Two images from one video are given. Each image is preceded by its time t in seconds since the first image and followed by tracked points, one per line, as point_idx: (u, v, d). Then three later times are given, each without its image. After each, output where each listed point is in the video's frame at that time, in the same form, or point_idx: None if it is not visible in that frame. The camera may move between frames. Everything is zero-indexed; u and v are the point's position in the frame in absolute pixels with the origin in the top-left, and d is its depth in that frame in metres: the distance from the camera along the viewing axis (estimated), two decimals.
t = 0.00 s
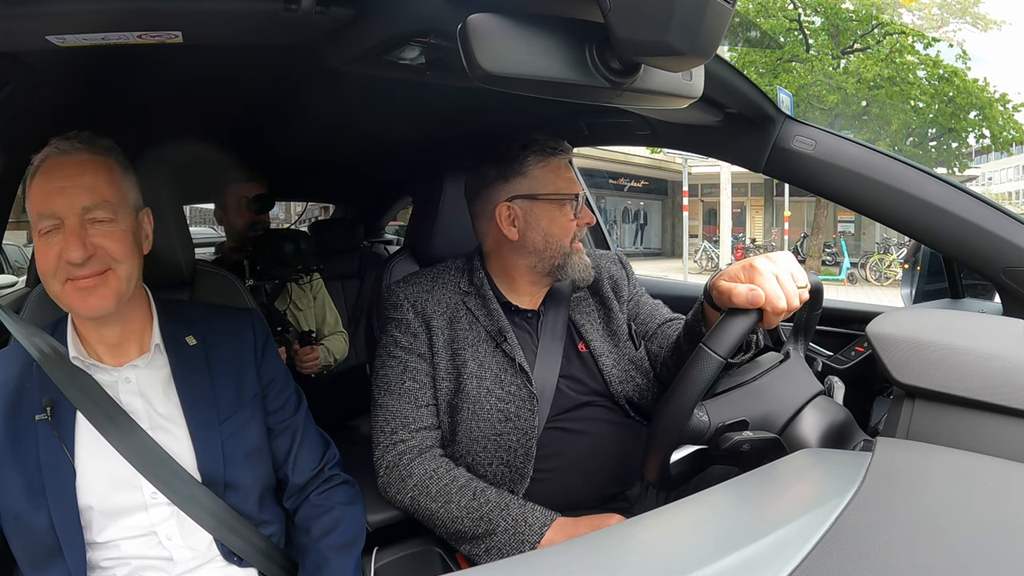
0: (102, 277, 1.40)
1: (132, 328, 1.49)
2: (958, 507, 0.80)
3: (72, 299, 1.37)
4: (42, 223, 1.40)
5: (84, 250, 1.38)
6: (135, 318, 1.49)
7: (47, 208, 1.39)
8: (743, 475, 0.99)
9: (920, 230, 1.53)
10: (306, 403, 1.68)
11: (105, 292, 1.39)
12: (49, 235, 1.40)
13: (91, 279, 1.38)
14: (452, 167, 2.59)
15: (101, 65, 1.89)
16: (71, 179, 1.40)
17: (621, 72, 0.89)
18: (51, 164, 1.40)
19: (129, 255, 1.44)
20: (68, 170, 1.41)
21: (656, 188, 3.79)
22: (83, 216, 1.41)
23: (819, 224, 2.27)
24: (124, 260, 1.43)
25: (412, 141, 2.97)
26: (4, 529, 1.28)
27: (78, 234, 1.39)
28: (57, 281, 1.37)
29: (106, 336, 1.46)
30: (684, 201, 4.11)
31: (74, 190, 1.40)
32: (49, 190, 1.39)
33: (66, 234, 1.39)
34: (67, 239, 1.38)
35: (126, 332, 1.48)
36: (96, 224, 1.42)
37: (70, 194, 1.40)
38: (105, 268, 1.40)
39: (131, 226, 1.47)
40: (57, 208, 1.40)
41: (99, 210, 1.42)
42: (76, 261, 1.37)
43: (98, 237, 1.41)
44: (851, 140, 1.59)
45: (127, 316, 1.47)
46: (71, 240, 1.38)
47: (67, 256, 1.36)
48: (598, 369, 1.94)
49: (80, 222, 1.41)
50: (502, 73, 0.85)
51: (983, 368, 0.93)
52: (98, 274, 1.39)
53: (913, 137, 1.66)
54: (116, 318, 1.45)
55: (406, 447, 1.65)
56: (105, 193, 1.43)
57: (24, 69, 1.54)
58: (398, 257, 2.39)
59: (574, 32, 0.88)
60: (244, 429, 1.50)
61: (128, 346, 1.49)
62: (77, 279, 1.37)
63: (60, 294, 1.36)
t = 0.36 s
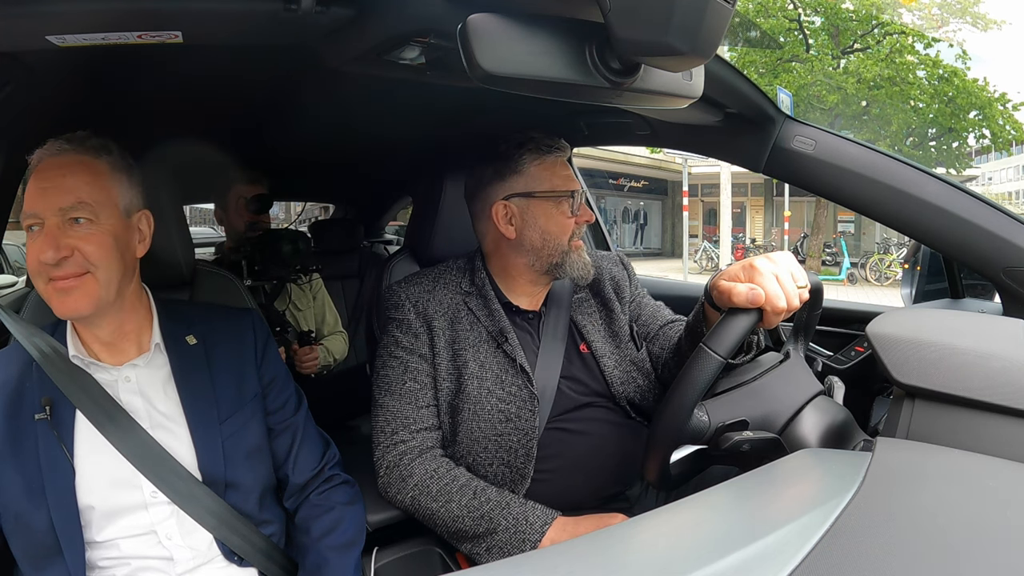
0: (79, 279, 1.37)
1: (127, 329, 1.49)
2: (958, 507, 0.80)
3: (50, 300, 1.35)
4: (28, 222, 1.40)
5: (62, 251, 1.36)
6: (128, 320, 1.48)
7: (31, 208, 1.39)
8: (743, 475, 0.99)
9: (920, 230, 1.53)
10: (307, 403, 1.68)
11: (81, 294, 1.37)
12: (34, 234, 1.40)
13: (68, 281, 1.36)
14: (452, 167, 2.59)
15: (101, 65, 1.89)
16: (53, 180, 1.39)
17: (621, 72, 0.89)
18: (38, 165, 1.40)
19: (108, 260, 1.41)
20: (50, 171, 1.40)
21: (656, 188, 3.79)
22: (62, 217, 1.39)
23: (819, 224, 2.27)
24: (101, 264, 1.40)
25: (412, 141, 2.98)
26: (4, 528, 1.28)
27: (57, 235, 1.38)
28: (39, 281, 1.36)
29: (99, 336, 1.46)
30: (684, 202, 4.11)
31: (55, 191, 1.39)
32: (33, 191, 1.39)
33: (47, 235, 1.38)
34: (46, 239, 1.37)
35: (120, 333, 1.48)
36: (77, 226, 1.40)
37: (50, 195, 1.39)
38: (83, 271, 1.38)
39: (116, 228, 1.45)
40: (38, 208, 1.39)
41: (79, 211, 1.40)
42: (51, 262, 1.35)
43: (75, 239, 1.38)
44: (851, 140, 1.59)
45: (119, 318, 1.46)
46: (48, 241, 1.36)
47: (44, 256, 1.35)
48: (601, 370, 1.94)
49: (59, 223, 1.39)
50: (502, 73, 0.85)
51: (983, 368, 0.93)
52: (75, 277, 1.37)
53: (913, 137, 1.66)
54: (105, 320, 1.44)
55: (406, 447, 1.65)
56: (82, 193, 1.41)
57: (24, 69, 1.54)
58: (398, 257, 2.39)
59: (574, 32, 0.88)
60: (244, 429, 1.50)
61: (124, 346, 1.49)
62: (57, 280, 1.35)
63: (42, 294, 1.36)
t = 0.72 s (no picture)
0: (83, 281, 1.38)
1: (127, 329, 1.49)
2: (957, 508, 0.80)
3: (53, 301, 1.35)
4: (30, 223, 1.40)
5: (65, 253, 1.36)
6: (128, 321, 1.48)
7: (33, 208, 1.39)
8: (743, 475, 0.99)
9: (919, 230, 1.54)
10: (307, 403, 1.68)
11: (85, 296, 1.37)
12: (36, 235, 1.40)
13: (72, 282, 1.36)
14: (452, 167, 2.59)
15: (100, 65, 1.89)
16: (56, 181, 1.39)
17: (621, 72, 0.89)
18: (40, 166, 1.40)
19: (112, 261, 1.42)
20: (52, 172, 1.40)
21: (656, 188, 3.79)
22: (66, 219, 1.40)
23: (820, 224, 2.26)
24: (105, 265, 1.40)
25: (411, 141, 2.97)
26: (4, 528, 1.28)
27: (60, 236, 1.38)
28: (42, 282, 1.36)
29: (100, 336, 1.46)
30: (684, 202, 4.11)
31: (57, 192, 1.39)
32: (35, 192, 1.39)
33: (49, 236, 1.38)
34: (49, 241, 1.37)
35: (120, 333, 1.48)
36: (80, 227, 1.40)
37: (52, 196, 1.39)
38: (86, 272, 1.38)
39: (119, 229, 1.45)
40: (41, 209, 1.39)
41: (83, 213, 1.41)
42: (55, 263, 1.35)
43: (79, 240, 1.39)
44: (851, 140, 1.59)
45: (119, 318, 1.46)
46: (51, 242, 1.37)
47: (48, 257, 1.35)
48: (601, 370, 1.94)
49: (62, 224, 1.39)
50: (502, 73, 0.85)
51: (983, 368, 0.93)
52: (79, 278, 1.37)
53: (913, 137, 1.66)
54: (106, 320, 1.44)
55: (406, 447, 1.65)
56: (86, 195, 1.41)
57: (24, 69, 1.54)
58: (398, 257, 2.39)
59: (574, 32, 0.88)
60: (244, 428, 1.50)
61: (124, 346, 1.49)
62: (59, 280, 1.36)
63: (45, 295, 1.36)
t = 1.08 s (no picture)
0: (106, 276, 1.40)
1: (131, 329, 1.49)
2: (957, 508, 0.80)
3: (74, 293, 1.37)
4: (49, 216, 1.40)
5: (93, 247, 1.38)
6: (133, 320, 1.49)
7: (56, 200, 1.39)
8: (743, 475, 0.99)
9: (920, 230, 1.53)
10: (307, 402, 1.67)
11: (107, 291, 1.39)
12: (55, 228, 1.40)
13: (95, 277, 1.38)
14: (452, 167, 2.59)
15: (100, 65, 1.89)
16: (86, 175, 1.41)
17: (621, 72, 0.89)
18: (67, 159, 1.41)
19: (135, 258, 1.45)
20: (81, 166, 1.41)
21: (656, 188, 3.78)
22: (92, 213, 1.42)
23: (821, 224, 2.26)
24: (129, 261, 1.43)
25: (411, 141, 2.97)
26: (4, 528, 1.28)
27: (87, 230, 1.40)
28: (59, 274, 1.37)
29: (104, 334, 1.46)
30: (684, 202, 4.11)
31: (86, 186, 1.40)
32: (62, 184, 1.39)
33: (74, 229, 1.39)
34: (76, 234, 1.39)
35: (124, 332, 1.48)
36: (106, 222, 1.43)
37: (82, 189, 1.40)
38: (110, 267, 1.40)
39: (139, 227, 1.49)
40: (67, 202, 1.40)
41: (110, 208, 1.43)
42: (83, 257, 1.37)
43: (106, 235, 1.41)
44: (851, 140, 1.59)
45: (125, 317, 1.47)
46: (78, 236, 1.38)
47: (76, 251, 1.37)
48: (600, 371, 1.94)
49: (89, 218, 1.41)
50: (502, 73, 0.85)
51: (982, 368, 0.93)
52: (103, 273, 1.39)
53: (913, 137, 1.66)
54: (116, 318, 1.44)
55: (406, 447, 1.65)
56: (117, 191, 1.44)
57: (24, 69, 1.54)
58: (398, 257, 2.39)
59: (574, 32, 0.88)
60: (244, 428, 1.50)
61: (126, 346, 1.49)
62: (82, 275, 1.37)
63: (63, 289, 1.37)
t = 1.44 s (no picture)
0: (111, 276, 1.40)
1: (132, 329, 1.49)
2: (957, 508, 0.80)
3: (81, 294, 1.37)
4: (54, 216, 1.39)
5: (100, 247, 1.39)
6: (134, 321, 1.49)
7: (62, 200, 1.39)
8: (743, 475, 0.99)
9: (921, 229, 1.53)
10: (307, 403, 1.67)
11: (114, 292, 1.40)
12: (61, 229, 1.39)
13: (102, 278, 1.39)
14: (452, 167, 2.58)
15: (99, 65, 1.89)
16: (91, 175, 1.41)
17: (621, 72, 0.89)
18: (71, 159, 1.41)
19: (140, 258, 1.46)
20: (86, 167, 1.41)
21: (656, 188, 3.78)
22: (98, 213, 1.42)
23: (821, 224, 2.26)
24: (135, 262, 1.44)
25: (411, 141, 2.97)
26: (4, 528, 1.28)
27: (94, 230, 1.40)
28: (65, 275, 1.37)
29: (105, 335, 1.46)
30: (684, 202, 4.11)
31: (91, 187, 1.41)
32: (68, 185, 1.39)
33: (81, 230, 1.40)
34: (83, 234, 1.39)
35: (125, 333, 1.48)
36: (112, 223, 1.43)
37: (88, 190, 1.41)
38: (116, 268, 1.41)
39: (143, 228, 1.49)
40: (73, 202, 1.40)
41: (115, 208, 1.44)
42: (91, 258, 1.38)
43: (113, 235, 1.42)
44: (851, 140, 1.59)
45: (126, 318, 1.47)
46: (86, 236, 1.39)
47: (84, 252, 1.37)
48: (601, 373, 1.94)
49: (95, 218, 1.42)
50: (502, 73, 0.85)
51: (983, 368, 0.93)
52: (109, 274, 1.40)
53: (913, 137, 1.66)
54: (119, 319, 1.45)
55: (406, 447, 1.65)
56: (122, 192, 1.45)
57: (24, 69, 1.54)
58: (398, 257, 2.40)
59: (574, 32, 0.88)
60: (244, 429, 1.50)
61: (127, 346, 1.49)
62: (88, 275, 1.38)
63: (70, 290, 1.37)
